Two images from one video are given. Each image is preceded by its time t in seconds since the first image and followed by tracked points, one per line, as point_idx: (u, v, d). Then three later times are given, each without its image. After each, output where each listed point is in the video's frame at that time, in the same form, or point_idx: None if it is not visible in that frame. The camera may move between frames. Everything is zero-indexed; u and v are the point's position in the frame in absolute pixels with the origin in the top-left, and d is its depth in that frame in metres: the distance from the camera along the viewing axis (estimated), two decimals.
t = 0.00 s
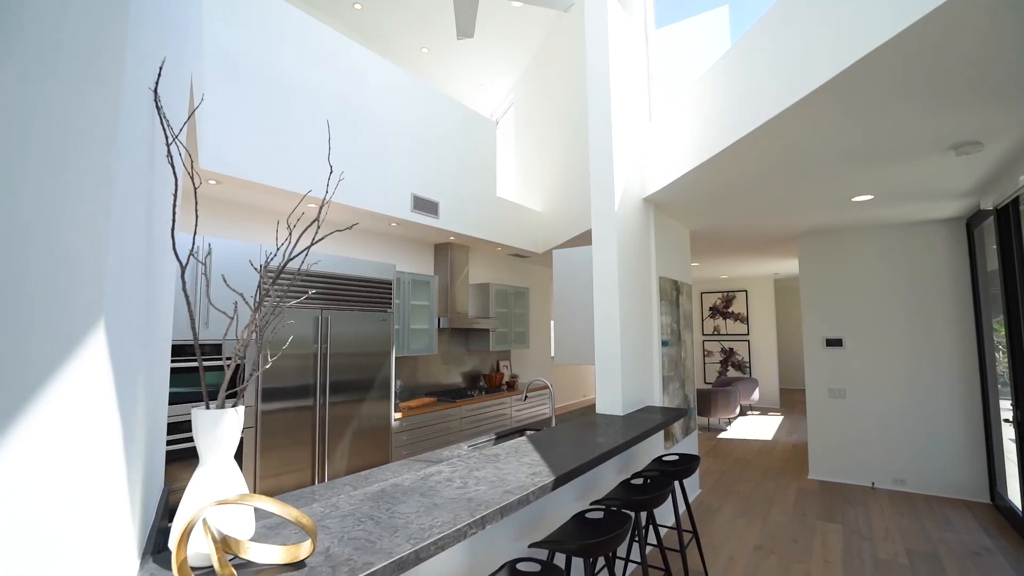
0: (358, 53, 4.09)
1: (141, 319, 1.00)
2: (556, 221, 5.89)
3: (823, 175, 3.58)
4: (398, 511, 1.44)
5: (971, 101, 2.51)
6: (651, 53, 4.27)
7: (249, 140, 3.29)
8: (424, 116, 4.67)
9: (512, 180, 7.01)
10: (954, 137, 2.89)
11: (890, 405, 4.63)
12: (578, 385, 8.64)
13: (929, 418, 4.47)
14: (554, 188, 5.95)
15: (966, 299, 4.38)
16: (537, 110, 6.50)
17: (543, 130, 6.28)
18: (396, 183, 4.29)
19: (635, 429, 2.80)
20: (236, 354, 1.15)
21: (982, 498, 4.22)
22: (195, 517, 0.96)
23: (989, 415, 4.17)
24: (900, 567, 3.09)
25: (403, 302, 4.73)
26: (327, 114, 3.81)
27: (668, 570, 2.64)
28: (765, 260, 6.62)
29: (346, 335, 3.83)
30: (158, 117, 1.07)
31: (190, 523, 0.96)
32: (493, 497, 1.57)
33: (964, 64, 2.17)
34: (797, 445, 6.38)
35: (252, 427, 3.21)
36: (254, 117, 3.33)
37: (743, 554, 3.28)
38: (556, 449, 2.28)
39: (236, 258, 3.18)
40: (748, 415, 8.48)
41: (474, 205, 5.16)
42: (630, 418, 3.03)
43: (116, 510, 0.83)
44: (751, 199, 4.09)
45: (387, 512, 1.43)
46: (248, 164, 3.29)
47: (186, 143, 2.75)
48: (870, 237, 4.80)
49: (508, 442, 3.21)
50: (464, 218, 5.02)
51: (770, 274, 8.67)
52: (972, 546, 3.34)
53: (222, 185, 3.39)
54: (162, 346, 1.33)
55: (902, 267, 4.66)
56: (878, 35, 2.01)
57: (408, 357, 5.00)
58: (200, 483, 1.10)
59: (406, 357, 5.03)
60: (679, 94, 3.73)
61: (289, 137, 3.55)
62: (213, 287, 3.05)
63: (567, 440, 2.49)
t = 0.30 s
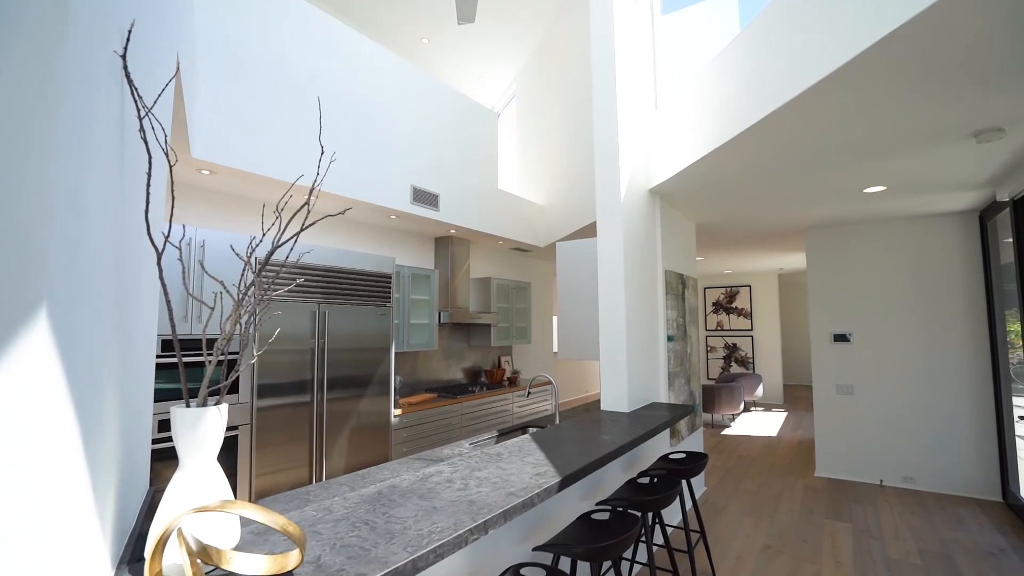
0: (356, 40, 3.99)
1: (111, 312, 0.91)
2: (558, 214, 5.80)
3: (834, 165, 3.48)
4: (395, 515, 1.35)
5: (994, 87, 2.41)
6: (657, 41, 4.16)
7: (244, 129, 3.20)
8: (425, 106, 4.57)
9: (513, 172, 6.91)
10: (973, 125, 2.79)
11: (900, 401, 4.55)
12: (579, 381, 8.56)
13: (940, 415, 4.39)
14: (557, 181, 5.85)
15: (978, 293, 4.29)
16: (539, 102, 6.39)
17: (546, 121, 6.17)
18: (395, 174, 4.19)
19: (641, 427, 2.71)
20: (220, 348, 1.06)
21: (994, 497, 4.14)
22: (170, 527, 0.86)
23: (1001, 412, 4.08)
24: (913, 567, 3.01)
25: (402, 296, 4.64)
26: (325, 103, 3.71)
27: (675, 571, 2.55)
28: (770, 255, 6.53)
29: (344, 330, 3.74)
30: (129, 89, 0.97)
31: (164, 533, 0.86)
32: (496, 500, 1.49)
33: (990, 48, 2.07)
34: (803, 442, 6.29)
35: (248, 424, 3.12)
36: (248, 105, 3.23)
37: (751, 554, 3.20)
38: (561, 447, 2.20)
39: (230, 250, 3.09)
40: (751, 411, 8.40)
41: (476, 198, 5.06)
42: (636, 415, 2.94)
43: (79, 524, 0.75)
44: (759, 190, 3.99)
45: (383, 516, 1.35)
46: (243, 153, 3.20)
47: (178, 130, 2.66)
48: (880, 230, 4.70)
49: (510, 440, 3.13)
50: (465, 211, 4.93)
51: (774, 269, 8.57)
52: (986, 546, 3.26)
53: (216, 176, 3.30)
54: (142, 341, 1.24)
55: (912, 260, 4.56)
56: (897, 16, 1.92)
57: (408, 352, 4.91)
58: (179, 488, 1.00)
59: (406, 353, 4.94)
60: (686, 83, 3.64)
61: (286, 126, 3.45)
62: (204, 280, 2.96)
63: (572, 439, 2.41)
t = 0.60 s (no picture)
0: (355, 29, 3.89)
1: (76, 310, 0.82)
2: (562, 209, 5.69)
3: (847, 156, 3.38)
4: (393, 525, 1.26)
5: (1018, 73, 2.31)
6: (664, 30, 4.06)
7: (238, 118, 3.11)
8: (425, 97, 4.46)
9: (515, 166, 6.81)
10: (993, 114, 2.69)
11: (910, 398, 4.46)
12: (582, 377, 8.47)
13: (951, 413, 4.30)
14: (560, 174, 5.75)
15: (992, 288, 4.19)
16: (542, 94, 6.29)
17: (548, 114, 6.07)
18: (395, 167, 4.09)
19: (649, 426, 2.62)
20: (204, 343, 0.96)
21: (1007, 496, 4.05)
22: (141, 546, 0.77)
23: (1015, 410, 3.99)
24: (928, 570, 2.92)
25: (402, 292, 4.55)
26: (324, 92, 3.61)
27: None
28: (776, 249, 6.43)
29: (342, 326, 3.65)
30: (93, 58, 0.86)
31: (135, 552, 0.77)
32: (501, 507, 1.40)
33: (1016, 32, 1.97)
34: (809, 439, 6.21)
35: (243, 422, 3.04)
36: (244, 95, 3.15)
37: (761, 556, 3.12)
38: (567, 448, 2.11)
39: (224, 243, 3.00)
40: (756, 408, 8.31)
41: (477, 191, 4.97)
42: (643, 414, 2.85)
43: (37, 547, 0.66)
44: (768, 182, 3.89)
45: (380, 526, 1.26)
46: (238, 144, 3.10)
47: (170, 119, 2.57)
48: (890, 223, 4.61)
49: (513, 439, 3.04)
50: (467, 204, 4.83)
51: (779, 264, 8.46)
52: (1002, 547, 3.18)
53: (210, 168, 3.21)
54: (119, 339, 1.14)
55: (923, 254, 4.47)
56: None
57: (409, 348, 4.83)
58: (154, 497, 0.91)
59: (406, 349, 4.85)
60: (693, 72, 3.54)
61: (282, 117, 3.35)
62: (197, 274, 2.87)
63: (578, 439, 2.32)
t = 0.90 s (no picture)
0: (354, 17, 3.79)
1: (30, 307, 0.72)
2: (565, 203, 5.60)
3: (860, 147, 3.28)
4: (391, 535, 1.17)
5: None
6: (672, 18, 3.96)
7: (233, 107, 3.01)
8: (427, 87, 4.37)
9: (517, 160, 6.70)
10: (1015, 102, 2.59)
11: (921, 396, 4.37)
12: (584, 373, 8.39)
13: (963, 411, 4.21)
14: (563, 167, 5.65)
15: (1006, 283, 4.09)
16: (545, 86, 6.18)
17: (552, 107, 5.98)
18: (394, 158, 3.99)
19: (658, 425, 2.53)
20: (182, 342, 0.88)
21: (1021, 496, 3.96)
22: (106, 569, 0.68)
23: None
24: (943, 572, 2.84)
25: (403, 287, 4.46)
26: (323, 81, 3.51)
27: None
28: (782, 244, 6.33)
29: (341, 322, 3.57)
30: (47, 15, 0.74)
31: None
32: (506, 514, 1.31)
33: None
34: (815, 437, 6.13)
35: (239, 420, 2.96)
36: (239, 83, 3.05)
37: (770, 557, 3.04)
38: (572, 449, 2.02)
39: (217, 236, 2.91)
40: (760, 405, 8.24)
41: (479, 184, 4.88)
42: (651, 413, 2.77)
43: None
44: (777, 174, 3.80)
45: (377, 536, 1.17)
46: (232, 134, 3.01)
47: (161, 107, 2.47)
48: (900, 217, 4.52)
49: (516, 437, 2.96)
50: (468, 197, 4.73)
51: (784, 259, 8.37)
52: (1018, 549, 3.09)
53: (203, 159, 3.11)
54: (96, 338, 1.05)
55: (935, 249, 4.37)
56: None
57: (409, 344, 4.74)
58: (128, 510, 0.83)
59: (407, 345, 4.77)
60: (701, 61, 3.44)
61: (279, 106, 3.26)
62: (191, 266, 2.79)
63: (584, 439, 2.24)
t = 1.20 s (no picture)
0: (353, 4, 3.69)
1: None
2: (568, 197, 5.51)
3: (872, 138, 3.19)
4: (389, 544, 1.10)
5: None
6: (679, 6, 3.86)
7: (227, 95, 2.93)
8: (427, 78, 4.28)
9: (519, 153, 6.61)
10: None
11: (932, 392, 4.29)
12: (586, 370, 8.31)
13: (974, 408, 4.13)
14: (566, 161, 5.56)
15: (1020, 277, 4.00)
16: (548, 78, 6.08)
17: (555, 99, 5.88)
18: (394, 151, 3.91)
19: (666, 424, 2.45)
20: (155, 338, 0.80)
21: None
22: None
23: None
24: (959, 574, 2.76)
25: (403, 282, 4.38)
26: (321, 70, 3.42)
27: None
28: (788, 238, 6.24)
29: (340, 317, 3.49)
30: None
31: None
32: (512, 521, 1.23)
33: None
34: (821, 434, 6.05)
35: (235, 418, 2.88)
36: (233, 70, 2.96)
37: (781, 559, 2.96)
38: (579, 449, 1.94)
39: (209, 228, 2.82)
40: (764, 402, 8.16)
41: (481, 177, 4.79)
42: (658, 411, 2.69)
43: None
44: (786, 166, 3.71)
45: (375, 546, 1.09)
46: (226, 124, 2.92)
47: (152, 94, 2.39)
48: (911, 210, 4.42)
49: (520, 435, 2.88)
50: (470, 190, 4.65)
51: (790, 254, 8.26)
52: None
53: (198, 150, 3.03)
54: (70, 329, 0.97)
55: (947, 242, 4.28)
56: None
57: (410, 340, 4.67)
58: (95, 524, 0.76)
59: (407, 341, 4.69)
60: (709, 49, 3.35)
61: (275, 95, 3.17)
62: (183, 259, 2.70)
63: (591, 439, 2.15)
